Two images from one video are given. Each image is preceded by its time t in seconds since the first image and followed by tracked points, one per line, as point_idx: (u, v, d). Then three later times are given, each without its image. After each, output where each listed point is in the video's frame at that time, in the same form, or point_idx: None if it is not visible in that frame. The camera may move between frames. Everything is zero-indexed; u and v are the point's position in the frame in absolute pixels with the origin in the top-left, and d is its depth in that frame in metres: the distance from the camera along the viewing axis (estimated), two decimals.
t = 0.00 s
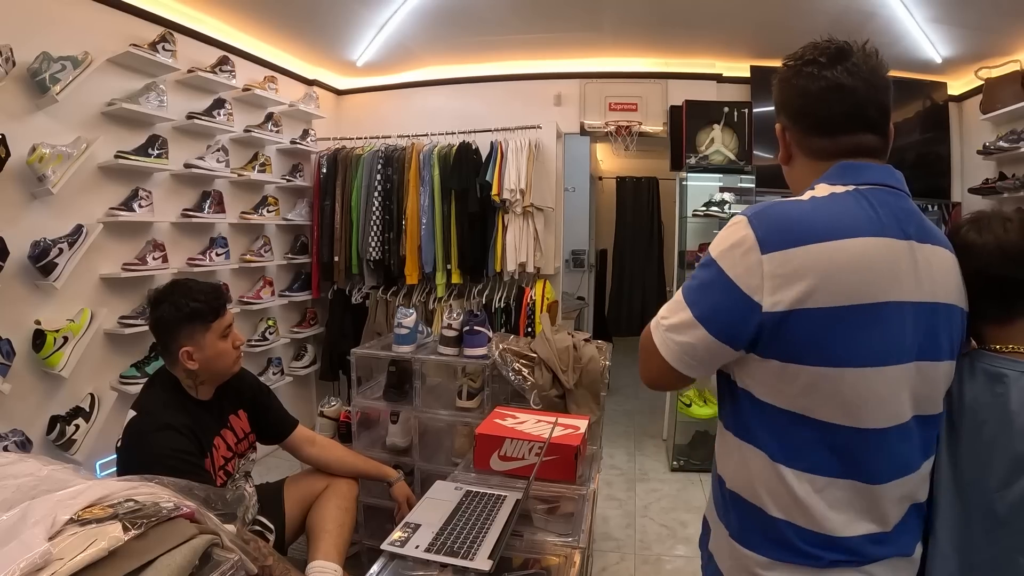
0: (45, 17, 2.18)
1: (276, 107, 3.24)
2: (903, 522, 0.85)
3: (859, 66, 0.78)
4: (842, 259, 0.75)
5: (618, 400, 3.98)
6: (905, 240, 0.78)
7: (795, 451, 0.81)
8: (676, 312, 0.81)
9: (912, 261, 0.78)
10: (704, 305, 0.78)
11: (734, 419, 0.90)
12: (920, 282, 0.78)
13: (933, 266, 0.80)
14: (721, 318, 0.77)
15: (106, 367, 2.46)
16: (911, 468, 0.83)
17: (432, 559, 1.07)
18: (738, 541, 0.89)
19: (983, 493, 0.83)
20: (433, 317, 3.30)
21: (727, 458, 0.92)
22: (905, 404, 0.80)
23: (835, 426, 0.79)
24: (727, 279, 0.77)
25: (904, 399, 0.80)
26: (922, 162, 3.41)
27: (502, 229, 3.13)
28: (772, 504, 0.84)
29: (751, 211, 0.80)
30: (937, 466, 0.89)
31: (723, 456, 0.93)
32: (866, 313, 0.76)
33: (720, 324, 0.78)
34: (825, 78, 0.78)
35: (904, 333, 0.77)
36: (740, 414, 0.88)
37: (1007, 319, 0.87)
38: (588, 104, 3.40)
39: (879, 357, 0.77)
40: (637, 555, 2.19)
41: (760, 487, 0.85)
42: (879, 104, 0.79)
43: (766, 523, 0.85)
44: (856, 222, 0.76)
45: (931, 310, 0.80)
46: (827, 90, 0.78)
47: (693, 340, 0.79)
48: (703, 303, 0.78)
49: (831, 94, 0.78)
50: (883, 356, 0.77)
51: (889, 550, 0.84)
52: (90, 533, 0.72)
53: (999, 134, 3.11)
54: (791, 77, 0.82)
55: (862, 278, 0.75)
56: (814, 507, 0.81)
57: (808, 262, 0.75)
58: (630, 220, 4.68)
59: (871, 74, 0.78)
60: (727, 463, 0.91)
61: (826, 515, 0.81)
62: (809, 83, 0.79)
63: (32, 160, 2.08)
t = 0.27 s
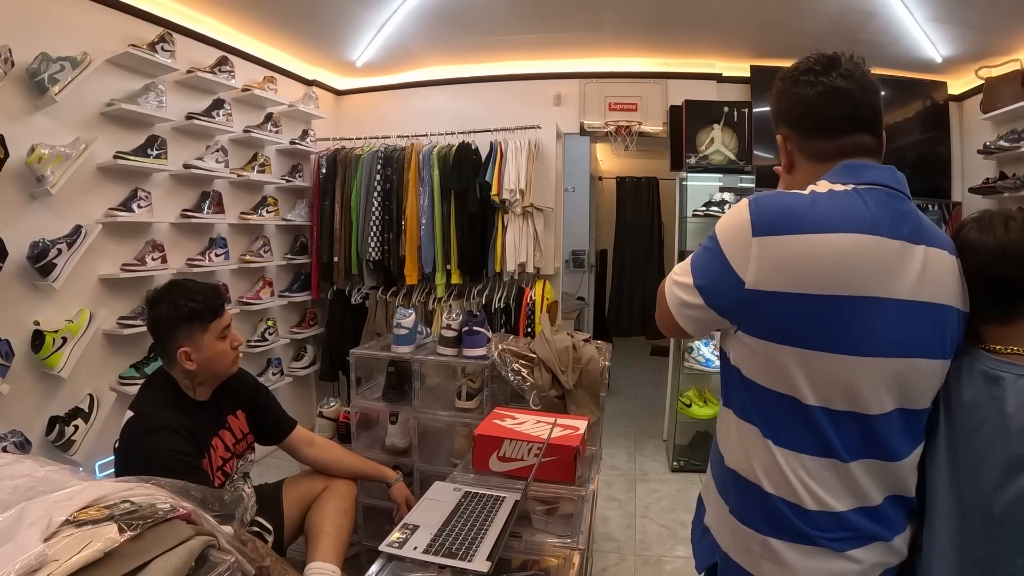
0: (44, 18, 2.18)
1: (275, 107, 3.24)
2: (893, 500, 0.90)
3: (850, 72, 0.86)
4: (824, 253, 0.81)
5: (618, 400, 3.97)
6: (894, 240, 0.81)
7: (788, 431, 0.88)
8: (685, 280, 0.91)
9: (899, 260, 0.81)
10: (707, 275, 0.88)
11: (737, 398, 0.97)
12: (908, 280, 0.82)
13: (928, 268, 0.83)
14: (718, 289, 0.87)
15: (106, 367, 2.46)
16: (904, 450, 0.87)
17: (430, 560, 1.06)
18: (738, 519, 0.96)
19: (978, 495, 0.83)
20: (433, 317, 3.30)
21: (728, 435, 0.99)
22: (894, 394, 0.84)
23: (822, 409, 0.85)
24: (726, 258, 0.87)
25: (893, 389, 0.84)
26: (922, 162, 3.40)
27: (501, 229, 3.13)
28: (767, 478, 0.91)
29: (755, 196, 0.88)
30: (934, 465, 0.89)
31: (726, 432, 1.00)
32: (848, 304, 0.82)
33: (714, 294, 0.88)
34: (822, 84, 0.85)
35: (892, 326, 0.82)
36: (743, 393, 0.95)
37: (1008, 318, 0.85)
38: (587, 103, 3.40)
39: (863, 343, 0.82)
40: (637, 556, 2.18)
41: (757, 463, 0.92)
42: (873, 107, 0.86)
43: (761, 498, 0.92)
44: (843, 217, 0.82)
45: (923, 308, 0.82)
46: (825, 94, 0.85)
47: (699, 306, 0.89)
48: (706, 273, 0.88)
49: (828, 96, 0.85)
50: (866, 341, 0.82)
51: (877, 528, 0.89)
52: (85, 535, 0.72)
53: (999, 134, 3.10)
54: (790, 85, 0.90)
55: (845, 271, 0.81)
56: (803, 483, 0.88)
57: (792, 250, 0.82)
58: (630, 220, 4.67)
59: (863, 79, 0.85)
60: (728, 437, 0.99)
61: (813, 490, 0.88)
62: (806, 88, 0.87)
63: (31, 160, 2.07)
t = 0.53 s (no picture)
0: (43, 18, 2.18)
1: (275, 108, 3.24)
2: (888, 489, 0.92)
3: (852, 84, 0.87)
4: (826, 256, 0.82)
5: (618, 400, 3.97)
6: (896, 243, 0.83)
7: (792, 424, 0.89)
8: (693, 285, 0.92)
9: (901, 261, 0.83)
10: (715, 279, 0.89)
11: (743, 392, 0.98)
12: (909, 281, 0.83)
13: (924, 271, 0.85)
14: (725, 292, 0.88)
15: (105, 368, 2.46)
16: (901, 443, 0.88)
17: (428, 561, 1.06)
18: (743, 508, 0.96)
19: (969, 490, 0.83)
20: (432, 317, 3.30)
21: (735, 428, 0.99)
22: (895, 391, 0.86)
23: (828, 405, 0.86)
24: (734, 260, 0.88)
25: (893, 389, 0.85)
26: (922, 161, 3.39)
27: (501, 230, 3.12)
28: (773, 470, 0.91)
29: (762, 200, 0.89)
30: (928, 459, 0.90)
31: (732, 425, 1.00)
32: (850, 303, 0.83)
33: (722, 298, 0.89)
34: (823, 98, 0.88)
35: (892, 327, 0.83)
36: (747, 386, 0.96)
37: (1006, 316, 0.84)
38: (587, 104, 3.39)
39: (865, 343, 0.83)
40: (636, 556, 2.18)
41: (761, 455, 0.92)
42: (875, 117, 0.88)
43: (766, 490, 0.92)
44: (845, 221, 0.83)
45: (921, 309, 0.84)
46: (825, 108, 0.88)
47: (706, 310, 0.90)
48: (714, 276, 0.89)
49: (828, 110, 0.88)
50: (869, 342, 0.83)
51: (873, 516, 0.91)
52: (81, 535, 0.72)
53: (999, 134, 3.10)
54: (795, 98, 0.93)
55: (846, 272, 0.82)
56: (809, 476, 0.88)
57: (797, 253, 0.83)
58: (630, 220, 4.67)
59: (866, 91, 0.87)
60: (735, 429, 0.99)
61: (817, 481, 0.88)
62: (809, 102, 0.90)
63: (31, 160, 2.08)
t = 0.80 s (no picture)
0: (43, 19, 2.18)
1: (274, 108, 3.24)
2: (898, 485, 0.93)
3: (865, 98, 0.89)
4: (843, 260, 0.84)
5: (618, 401, 3.97)
6: (908, 248, 0.85)
7: (809, 423, 0.89)
8: (712, 290, 0.92)
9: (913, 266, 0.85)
10: (735, 283, 0.89)
11: (758, 392, 0.97)
12: (920, 285, 0.85)
13: (933, 275, 0.86)
14: (745, 296, 0.88)
15: (105, 369, 2.46)
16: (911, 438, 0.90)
17: (428, 562, 1.06)
18: (757, 506, 0.96)
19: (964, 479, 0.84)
20: (432, 317, 3.30)
21: (751, 428, 0.98)
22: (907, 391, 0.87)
23: (847, 405, 0.87)
24: (754, 264, 0.88)
25: (904, 389, 0.87)
26: (922, 161, 3.39)
27: (501, 230, 3.12)
28: (792, 468, 0.91)
29: (780, 207, 0.90)
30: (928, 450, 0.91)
31: (746, 423, 1.00)
32: (866, 306, 0.84)
33: (742, 302, 0.89)
34: (836, 111, 0.89)
35: (905, 330, 0.84)
36: (762, 384, 0.96)
37: (999, 315, 0.85)
38: (587, 104, 3.39)
39: (880, 346, 0.84)
40: (636, 557, 2.18)
41: (777, 454, 0.93)
42: (886, 132, 0.90)
43: (783, 489, 0.92)
44: (861, 226, 0.84)
45: (930, 312, 0.86)
46: (838, 121, 0.89)
47: (727, 314, 0.91)
48: (734, 281, 0.89)
49: (841, 123, 0.89)
50: (884, 344, 0.84)
51: (883, 511, 0.93)
52: (80, 537, 0.72)
53: (1000, 134, 3.10)
54: (807, 110, 0.94)
55: (862, 276, 0.83)
56: (826, 474, 0.89)
57: (816, 257, 0.84)
58: (630, 220, 4.67)
59: (877, 106, 0.89)
60: (753, 431, 0.98)
61: (835, 478, 0.89)
62: (822, 115, 0.91)
63: (30, 161, 2.08)
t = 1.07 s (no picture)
0: (43, 20, 2.18)
1: (274, 109, 3.24)
2: (898, 481, 0.93)
3: (862, 101, 0.89)
4: (842, 261, 0.84)
5: (618, 401, 3.97)
6: (907, 249, 0.85)
7: (810, 420, 0.90)
8: (716, 291, 0.92)
9: (911, 266, 0.85)
10: (737, 285, 0.89)
11: (760, 390, 0.97)
12: (919, 285, 0.85)
13: (931, 274, 0.87)
14: (748, 298, 0.88)
15: (104, 369, 2.46)
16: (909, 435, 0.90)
17: (427, 563, 1.06)
18: (759, 504, 0.96)
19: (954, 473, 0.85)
20: (432, 317, 3.30)
21: (752, 427, 0.98)
22: (906, 388, 0.87)
23: (848, 402, 0.87)
24: (756, 266, 0.88)
25: (904, 388, 0.87)
26: (922, 161, 3.39)
27: (500, 230, 3.12)
28: (795, 465, 0.91)
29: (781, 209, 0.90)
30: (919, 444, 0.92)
31: (748, 422, 1.00)
32: (865, 305, 0.84)
33: (744, 304, 0.89)
34: (835, 114, 0.89)
35: (905, 328, 0.85)
36: (763, 384, 0.96)
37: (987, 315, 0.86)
38: (586, 104, 3.39)
39: (880, 345, 0.84)
40: (636, 557, 2.18)
41: (778, 453, 0.93)
42: (881, 133, 0.91)
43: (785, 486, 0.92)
44: (861, 229, 0.84)
45: (929, 311, 0.86)
46: (838, 124, 0.88)
47: (730, 315, 0.91)
48: (736, 283, 0.89)
49: (842, 126, 0.89)
50: (884, 344, 0.84)
51: (884, 506, 0.93)
52: (79, 537, 0.72)
53: (1000, 133, 3.10)
54: (803, 112, 0.92)
55: (862, 275, 0.84)
56: (828, 471, 0.89)
57: (816, 258, 0.84)
58: (630, 220, 4.67)
59: (874, 108, 0.89)
60: (754, 429, 0.98)
61: (837, 474, 0.89)
62: (821, 117, 0.90)
63: (30, 161, 2.08)
